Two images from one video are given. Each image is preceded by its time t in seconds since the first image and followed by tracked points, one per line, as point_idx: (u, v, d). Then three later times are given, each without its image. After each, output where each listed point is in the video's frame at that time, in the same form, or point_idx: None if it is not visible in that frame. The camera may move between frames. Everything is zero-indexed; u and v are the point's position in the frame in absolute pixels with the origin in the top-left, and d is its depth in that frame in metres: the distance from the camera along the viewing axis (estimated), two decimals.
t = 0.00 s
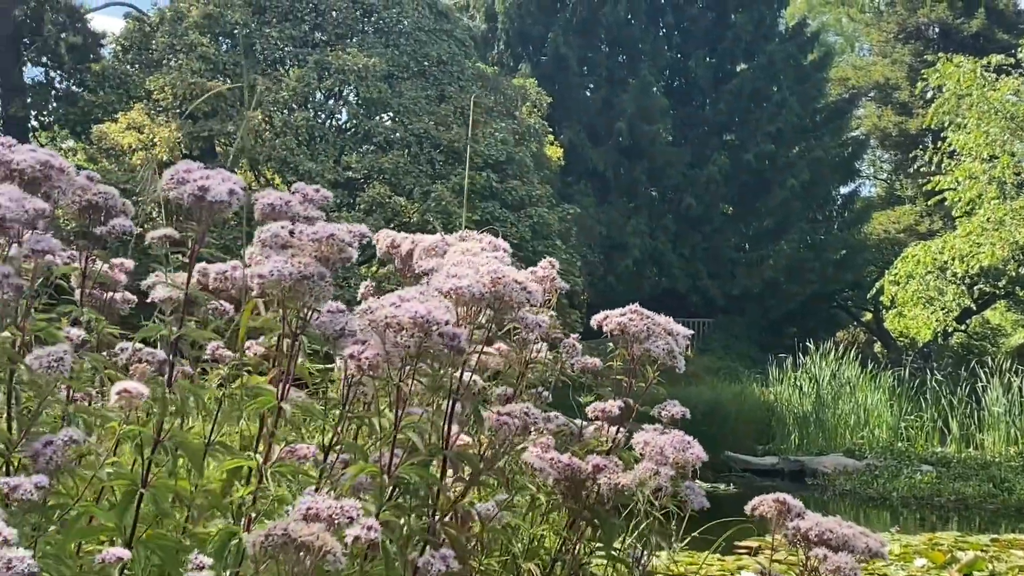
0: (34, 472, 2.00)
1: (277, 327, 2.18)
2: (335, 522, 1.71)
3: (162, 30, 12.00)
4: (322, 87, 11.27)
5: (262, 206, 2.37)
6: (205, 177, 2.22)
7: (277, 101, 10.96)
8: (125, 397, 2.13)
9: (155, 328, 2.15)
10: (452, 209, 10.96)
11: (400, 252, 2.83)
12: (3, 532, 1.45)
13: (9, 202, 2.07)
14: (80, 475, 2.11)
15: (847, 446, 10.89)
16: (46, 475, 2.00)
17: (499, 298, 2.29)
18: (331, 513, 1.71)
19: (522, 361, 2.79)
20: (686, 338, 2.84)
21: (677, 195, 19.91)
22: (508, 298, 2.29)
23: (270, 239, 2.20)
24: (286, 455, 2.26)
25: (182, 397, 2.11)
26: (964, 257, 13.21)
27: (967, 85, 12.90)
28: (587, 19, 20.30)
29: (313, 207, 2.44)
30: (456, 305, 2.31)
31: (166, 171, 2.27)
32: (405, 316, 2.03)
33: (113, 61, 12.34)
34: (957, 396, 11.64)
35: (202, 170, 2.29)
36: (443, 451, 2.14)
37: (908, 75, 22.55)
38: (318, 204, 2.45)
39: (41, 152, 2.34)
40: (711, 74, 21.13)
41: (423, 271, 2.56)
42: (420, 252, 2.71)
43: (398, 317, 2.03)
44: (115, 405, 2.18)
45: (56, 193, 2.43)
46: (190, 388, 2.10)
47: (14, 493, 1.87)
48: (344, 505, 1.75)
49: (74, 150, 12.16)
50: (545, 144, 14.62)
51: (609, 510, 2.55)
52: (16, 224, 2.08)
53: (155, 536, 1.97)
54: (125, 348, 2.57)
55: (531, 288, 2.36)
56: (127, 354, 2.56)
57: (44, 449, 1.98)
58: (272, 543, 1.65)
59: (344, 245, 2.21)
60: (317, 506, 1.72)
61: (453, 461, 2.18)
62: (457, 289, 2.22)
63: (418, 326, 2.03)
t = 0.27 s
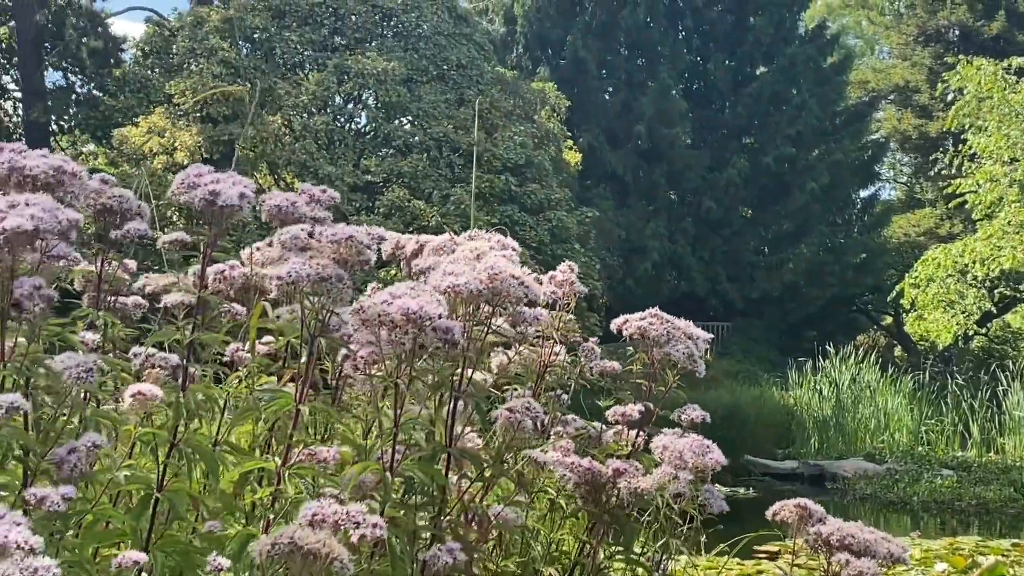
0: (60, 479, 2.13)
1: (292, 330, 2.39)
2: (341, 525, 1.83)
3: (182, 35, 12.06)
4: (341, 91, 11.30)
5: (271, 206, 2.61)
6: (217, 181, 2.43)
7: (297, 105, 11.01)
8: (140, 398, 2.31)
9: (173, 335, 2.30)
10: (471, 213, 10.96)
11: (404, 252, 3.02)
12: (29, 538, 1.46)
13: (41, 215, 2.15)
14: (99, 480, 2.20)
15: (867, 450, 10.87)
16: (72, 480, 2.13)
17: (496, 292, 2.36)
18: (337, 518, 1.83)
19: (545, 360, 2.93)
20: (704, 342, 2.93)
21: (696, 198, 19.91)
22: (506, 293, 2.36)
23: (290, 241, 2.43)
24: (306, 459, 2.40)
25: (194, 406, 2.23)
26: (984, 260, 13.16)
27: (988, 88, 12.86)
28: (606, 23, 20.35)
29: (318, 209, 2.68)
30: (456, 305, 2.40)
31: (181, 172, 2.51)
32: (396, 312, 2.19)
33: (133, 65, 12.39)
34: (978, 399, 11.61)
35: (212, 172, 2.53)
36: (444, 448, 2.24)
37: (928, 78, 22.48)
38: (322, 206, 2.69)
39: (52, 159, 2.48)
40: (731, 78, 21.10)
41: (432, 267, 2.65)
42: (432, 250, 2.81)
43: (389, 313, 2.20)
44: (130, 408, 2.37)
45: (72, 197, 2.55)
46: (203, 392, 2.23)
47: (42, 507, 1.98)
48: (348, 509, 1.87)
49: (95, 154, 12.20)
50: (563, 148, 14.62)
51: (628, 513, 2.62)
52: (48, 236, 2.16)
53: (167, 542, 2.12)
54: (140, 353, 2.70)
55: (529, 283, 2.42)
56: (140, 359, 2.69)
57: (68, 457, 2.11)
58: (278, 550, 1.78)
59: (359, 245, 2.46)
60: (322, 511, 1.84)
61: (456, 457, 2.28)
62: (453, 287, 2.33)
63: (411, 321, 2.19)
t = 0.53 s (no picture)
0: (66, 480, 2.19)
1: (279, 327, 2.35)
2: (345, 520, 1.85)
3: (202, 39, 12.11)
4: (360, 95, 11.29)
5: (265, 204, 2.60)
6: (209, 177, 2.43)
7: (315, 109, 11.03)
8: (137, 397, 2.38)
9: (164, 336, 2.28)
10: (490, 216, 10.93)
11: (418, 255, 3.07)
12: (13, 547, 1.51)
13: (44, 215, 2.18)
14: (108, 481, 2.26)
15: (888, 455, 10.81)
16: (78, 480, 2.19)
17: (514, 294, 2.31)
18: (342, 513, 1.85)
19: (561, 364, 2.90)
20: (728, 348, 2.93)
21: (715, 202, 19.86)
22: (526, 295, 2.33)
23: (269, 237, 2.36)
24: (303, 452, 2.34)
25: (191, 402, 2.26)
26: (1005, 264, 13.07)
27: (1010, 91, 12.77)
28: (625, 27, 20.41)
29: (313, 205, 2.67)
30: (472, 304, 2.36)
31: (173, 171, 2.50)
32: (409, 311, 2.18)
33: (155, 70, 12.44)
34: (1000, 404, 11.53)
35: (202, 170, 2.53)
36: (462, 449, 2.25)
37: (949, 81, 22.36)
38: (317, 200, 2.76)
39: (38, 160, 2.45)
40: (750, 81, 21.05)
41: (451, 270, 2.63)
42: (448, 252, 2.79)
43: (402, 312, 2.19)
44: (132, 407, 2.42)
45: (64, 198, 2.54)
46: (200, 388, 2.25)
47: (51, 508, 2.07)
48: (355, 504, 1.90)
49: (115, 158, 12.27)
50: (582, 152, 14.59)
51: (648, 517, 2.62)
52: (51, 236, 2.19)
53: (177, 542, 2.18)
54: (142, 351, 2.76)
55: (547, 286, 2.40)
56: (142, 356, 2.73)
57: (73, 457, 2.17)
58: (285, 546, 1.78)
59: (341, 236, 2.31)
60: (326, 507, 1.86)
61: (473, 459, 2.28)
62: (472, 288, 2.30)
63: (424, 318, 2.19)
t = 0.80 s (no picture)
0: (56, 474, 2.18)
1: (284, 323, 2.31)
2: (366, 520, 1.86)
3: (222, 44, 12.16)
4: (379, 98, 11.29)
5: (267, 202, 2.65)
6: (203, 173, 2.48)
7: (334, 113, 11.04)
8: (135, 393, 2.34)
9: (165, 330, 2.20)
10: (509, 219, 10.91)
11: (439, 259, 3.08)
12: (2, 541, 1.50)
13: (16, 211, 2.24)
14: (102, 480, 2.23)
15: (908, 459, 10.76)
16: (70, 475, 2.18)
17: (544, 300, 2.33)
18: (364, 512, 1.86)
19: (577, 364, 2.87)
20: (750, 354, 2.92)
21: (734, 205, 19.82)
22: (555, 301, 2.34)
23: (268, 235, 2.39)
24: (309, 450, 2.31)
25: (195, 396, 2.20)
26: None
27: None
28: (643, 30, 20.39)
29: (314, 203, 2.68)
30: (502, 308, 2.38)
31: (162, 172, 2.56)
32: (439, 313, 2.18)
33: (175, 74, 12.49)
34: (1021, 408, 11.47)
35: (193, 167, 2.57)
36: (491, 455, 2.25)
37: (969, 84, 22.27)
38: (320, 197, 2.78)
39: (23, 160, 2.57)
40: (769, 84, 20.99)
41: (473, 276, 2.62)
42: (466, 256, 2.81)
43: (433, 313, 2.19)
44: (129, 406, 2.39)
45: (52, 196, 2.63)
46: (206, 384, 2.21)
47: (38, 501, 2.09)
48: (376, 502, 1.89)
49: (135, 162, 12.33)
50: (600, 156, 14.58)
51: (668, 521, 2.62)
52: (23, 232, 2.24)
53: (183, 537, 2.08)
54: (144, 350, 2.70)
55: (576, 291, 2.42)
56: (144, 354, 2.68)
57: (63, 454, 2.16)
58: (308, 543, 1.79)
59: (340, 234, 2.34)
60: (349, 506, 1.87)
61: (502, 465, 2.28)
62: (505, 293, 2.31)
63: (454, 320, 2.19)
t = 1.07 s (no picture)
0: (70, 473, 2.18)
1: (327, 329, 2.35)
2: (405, 534, 1.83)
3: (242, 48, 12.22)
4: (397, 103, 11.31)
5: (289, 205, 2.68)
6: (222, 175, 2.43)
7: (352, 118, 11.07)
8: (152, 393, 2.33)
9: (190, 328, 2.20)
10: (528, 223, 10.89)
11: (468, 266, 3.16)
12: (44, 540, 1.55)
13: (23, 210, 2.22)
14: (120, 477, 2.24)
15: (927, 464, 10.71)
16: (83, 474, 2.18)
17: (583, 312, 2.36)
18: (402, 526, 1.83)
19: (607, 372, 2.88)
20: (772, 360, 2.93)
21: (753, 209, 19.79)
22: (595, 314, 2.37)
23: (314, 241, 2.40)
24: (345, 457, 2.35)
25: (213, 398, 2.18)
26: None
27: None
28: (662, 34, 20.37)
29: (338, 206, 2.72)
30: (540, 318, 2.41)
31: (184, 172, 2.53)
32: (473, 316, 2.27)
33: (194, 78, 12.55)
34: None
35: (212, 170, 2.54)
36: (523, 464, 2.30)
37: (989, 87, 22.17)
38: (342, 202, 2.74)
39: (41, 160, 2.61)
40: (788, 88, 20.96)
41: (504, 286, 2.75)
42: (496, 264, 2.92)
43: (467, 317, 2.28)
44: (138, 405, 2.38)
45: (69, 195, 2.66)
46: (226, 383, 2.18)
47: (55, 498, 2.10)
48: (415, 517, 1.86)
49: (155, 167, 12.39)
50: (619, 160, 14.56)
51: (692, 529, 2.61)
52: (33, 230, 2.22)
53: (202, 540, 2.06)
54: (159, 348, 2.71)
55: (616, 304, 2.44)
56: (159, 354, 2.68)
57: (76, 453, 2.16)
58: (344, 555, 1.74)
59: (385, 243, 2.40)
60: (387, 520, 1.84)
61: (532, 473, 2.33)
62: (546, 302, 2.33)
63: (487, 325, 2.28)
